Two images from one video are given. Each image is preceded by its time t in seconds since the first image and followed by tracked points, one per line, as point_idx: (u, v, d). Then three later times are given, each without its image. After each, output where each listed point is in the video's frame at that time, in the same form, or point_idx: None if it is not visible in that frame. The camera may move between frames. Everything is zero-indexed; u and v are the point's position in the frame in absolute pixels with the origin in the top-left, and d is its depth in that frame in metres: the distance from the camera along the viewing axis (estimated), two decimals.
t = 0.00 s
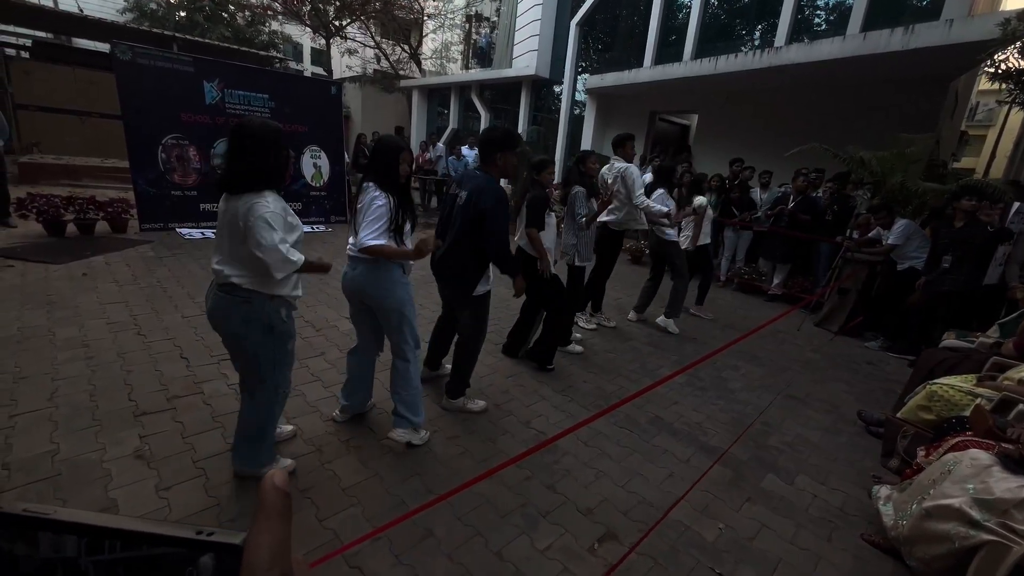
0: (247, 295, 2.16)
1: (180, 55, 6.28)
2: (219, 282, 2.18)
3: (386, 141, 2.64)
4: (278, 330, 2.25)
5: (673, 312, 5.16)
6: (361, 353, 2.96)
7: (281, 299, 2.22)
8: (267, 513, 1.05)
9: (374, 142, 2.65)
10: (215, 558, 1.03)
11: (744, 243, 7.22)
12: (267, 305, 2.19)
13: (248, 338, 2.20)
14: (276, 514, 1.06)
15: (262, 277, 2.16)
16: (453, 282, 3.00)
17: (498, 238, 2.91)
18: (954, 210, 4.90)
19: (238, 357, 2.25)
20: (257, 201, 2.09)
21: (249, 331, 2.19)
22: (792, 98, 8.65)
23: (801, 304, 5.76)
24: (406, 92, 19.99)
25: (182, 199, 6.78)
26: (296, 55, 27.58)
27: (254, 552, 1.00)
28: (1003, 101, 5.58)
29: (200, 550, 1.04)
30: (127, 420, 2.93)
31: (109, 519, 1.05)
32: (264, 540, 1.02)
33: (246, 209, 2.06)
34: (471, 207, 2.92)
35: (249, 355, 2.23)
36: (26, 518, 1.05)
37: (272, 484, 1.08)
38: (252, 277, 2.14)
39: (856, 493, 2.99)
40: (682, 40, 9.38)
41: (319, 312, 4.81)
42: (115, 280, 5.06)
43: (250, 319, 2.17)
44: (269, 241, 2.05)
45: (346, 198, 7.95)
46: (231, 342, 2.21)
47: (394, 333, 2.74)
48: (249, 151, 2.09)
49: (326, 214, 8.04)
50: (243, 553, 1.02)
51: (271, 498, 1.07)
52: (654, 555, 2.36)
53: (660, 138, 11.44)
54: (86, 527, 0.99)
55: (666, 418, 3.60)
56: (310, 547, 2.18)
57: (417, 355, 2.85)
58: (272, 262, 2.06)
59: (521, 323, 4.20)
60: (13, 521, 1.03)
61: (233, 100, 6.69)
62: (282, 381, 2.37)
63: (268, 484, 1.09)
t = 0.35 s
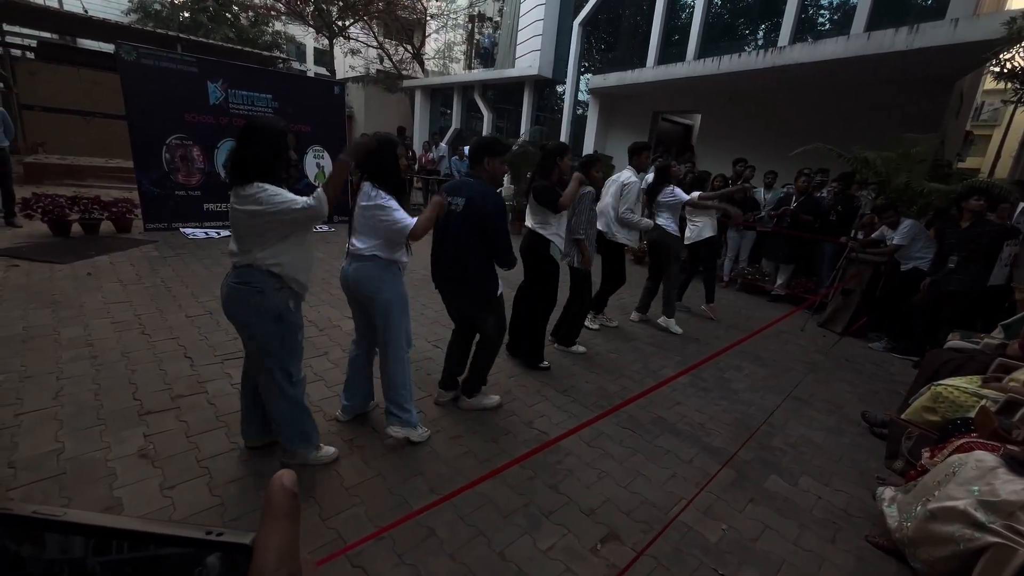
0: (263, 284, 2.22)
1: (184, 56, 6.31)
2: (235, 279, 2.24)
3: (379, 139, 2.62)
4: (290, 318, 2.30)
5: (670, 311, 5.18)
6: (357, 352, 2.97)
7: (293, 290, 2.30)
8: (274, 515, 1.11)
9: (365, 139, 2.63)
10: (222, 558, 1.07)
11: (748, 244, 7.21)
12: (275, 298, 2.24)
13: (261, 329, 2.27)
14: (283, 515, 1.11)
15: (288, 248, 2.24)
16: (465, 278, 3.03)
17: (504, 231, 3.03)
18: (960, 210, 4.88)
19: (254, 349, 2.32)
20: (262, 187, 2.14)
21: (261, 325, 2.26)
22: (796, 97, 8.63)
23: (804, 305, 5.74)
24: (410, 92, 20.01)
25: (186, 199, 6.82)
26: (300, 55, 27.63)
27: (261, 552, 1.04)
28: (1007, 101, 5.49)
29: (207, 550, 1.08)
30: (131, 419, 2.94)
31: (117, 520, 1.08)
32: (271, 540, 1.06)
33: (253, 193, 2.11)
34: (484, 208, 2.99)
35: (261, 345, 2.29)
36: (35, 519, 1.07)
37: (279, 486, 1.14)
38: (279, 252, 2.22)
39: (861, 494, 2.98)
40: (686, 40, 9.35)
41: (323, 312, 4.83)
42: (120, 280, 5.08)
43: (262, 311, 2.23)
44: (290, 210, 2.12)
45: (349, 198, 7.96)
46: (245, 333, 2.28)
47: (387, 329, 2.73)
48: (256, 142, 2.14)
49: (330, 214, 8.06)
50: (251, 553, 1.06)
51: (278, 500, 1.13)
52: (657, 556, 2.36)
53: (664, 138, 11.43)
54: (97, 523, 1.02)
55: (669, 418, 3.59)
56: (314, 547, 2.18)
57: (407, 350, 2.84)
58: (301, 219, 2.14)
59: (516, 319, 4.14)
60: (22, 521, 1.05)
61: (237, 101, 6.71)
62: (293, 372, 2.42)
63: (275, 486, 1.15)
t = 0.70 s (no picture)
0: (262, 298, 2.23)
1: (187, 57, 6.33)
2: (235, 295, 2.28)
3: (371, 145, 2.66)
4: (298, 328, 2.31)
5: (657, 310, 5.24)
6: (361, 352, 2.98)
7: (297, 305, 2.29)
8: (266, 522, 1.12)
9: (358, 146, 2.67)
10: (213, 562, 1.12)
11: (750, 244, 7.18)
12: (274, 312, 2.25)
13: (269, 334, 2.28)
14: (277, 522, 1.12)
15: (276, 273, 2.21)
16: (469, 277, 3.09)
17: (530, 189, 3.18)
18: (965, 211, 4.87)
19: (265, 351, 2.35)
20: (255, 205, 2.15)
21: (270, 334, 2.28)
22: (799, 97, 8.60)
23: (808, 305, 5.72)
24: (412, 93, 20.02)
25: (189, 199, 6.85)
26: (302, 55, 27.67)
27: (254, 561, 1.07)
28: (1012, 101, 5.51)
29: (196, 556, 1.12)
30: (134, 419, 2.95)
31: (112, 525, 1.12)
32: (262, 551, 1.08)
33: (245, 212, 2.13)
34: (513, 186, 3.13)
35: (271, 349, 2.32)
36: (34, 524, 1.11)
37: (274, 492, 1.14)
38: (265, 277, 2.20)
39: (863, 495, 2.97)
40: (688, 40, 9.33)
41: (325, 312, 4.84)
42: (123, 280, 5.11)
43: (268, 318, 2.25)
44: (271, 235, 2.09)
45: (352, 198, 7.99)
46: (255, 338, 2.31)
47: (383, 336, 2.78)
48: (245, 158, 2.12)
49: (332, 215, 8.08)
50: (244, 559, 1.09)
51: (272, 508, 1.13)
52: (660, 557, 2.35)
53: (666, 138, 11.41)
54: (92, 527, 1.07)
55: (671, 418, 3.59)
56: (315, 548, 2.18)
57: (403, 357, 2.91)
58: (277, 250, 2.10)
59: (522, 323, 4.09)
60: (20, 526, 1.09)
61: (240, 101, 6.73)
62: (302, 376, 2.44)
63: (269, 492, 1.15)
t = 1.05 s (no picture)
0: (271, 294, 2.23)
1: (190, 58, 6.35)
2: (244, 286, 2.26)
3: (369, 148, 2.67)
4: (304, 322, 2.31)
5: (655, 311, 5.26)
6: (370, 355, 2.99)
7: (309, 291, 2.32)
8: (266, 519, 1.08)
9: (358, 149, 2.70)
10: (217, 561, 1.04)
11: (753, 244, 7.21)
12: (287, 300, 2.25)
13: (277, 329, 2.28)
14: (275, 520, 1.08)
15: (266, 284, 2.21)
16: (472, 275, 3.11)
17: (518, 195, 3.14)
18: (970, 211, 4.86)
19: (270, 347, 2.34)
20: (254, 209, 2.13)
21: (279, 327, 2.28)
22: (802, 97, 8.58)
23: (811, 306, 5.71)
24: (414, 94, 20.05)
25: (193, 200, 6.88)
26: (305, 57, 27.76)
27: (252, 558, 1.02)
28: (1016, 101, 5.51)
29: (201, 554, 1.05)
30: (138, 420, 2.96)
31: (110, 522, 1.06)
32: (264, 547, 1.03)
33: (243, 217, 2.11)
34: (507, 195, 3.14)
35: (277, 346, 2.32)
36: (31, 521, 1.06)
37: (272, 490, 1.11)
38: (259, 286, 2.22)
39: (867, 497, 2.95)
40: (691, 40, 9.32)
41: (327, 312, 4.85)
42: (127, 281, 5.13)
43: (277, 311, 2.25)
44: (259, 253, 2.08)
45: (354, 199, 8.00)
46: (263, 333, 2.30)
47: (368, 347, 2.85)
48: (240, 157, 2.09)
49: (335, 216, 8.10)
50: (244, 558, 1.04)
51: (270, 505, 1.10)
52: (663, 558, 2.34)
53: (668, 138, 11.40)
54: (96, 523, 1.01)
55: (674, 419, 3.58)
56: (319, 548, 2.19)
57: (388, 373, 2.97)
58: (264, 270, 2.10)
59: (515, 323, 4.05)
60: (22, 522, 1.04)
61: (242, 103, 6.74)
62: (308, 372, 2.43)
63: (268, 489, 1.11)
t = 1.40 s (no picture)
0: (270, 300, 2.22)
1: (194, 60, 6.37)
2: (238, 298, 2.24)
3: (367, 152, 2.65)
4: (305, 326, 2.31)
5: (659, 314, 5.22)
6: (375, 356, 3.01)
7: (308, 299, 2.31)
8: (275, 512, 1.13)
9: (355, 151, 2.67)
10: (225, 558, 1.04)
11: (756, 246, 7.20)
12: (285, 307, 2.25)
13: (279, 333, 2.27)
14: (281, 517, 1.13)
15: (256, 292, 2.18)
16: (475, 277, 3.13)
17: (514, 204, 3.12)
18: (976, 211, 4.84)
19: (271, 352, 2.32)
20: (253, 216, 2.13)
21: (278, 333, 2.27)
22: (805, 97, 8.55)
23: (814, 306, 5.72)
24: (417, 95, 20.10)
25: (196, 201, 6.90)
26: (309, 58, 27.88)
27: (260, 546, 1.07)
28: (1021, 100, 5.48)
29: (207, 552, 1.05)
30: (142, 420, 2.97)
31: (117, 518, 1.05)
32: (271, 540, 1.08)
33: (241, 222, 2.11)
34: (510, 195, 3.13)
35: (279, 351, 2.31)
36: (35, 518, 1.03)
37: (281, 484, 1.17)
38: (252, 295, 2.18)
39: (872, 498, 2.94)
40: (693, 40, 9.31)
41: (330, 312, 4.86)
42: (131, 281, 5.15)
43: (279, 316, 2.24)
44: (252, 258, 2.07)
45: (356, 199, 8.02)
46: (263, 339, 2.29)
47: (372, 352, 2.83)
48: (246, 157, 2.11)
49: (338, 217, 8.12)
50: (251, 554, 1.06)
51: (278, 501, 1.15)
52: (665, 559, 2.34)
53: (671, 138, 11.39)
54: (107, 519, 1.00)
55: (676, 420, 3.57)
56: (322, 547, 2.19)
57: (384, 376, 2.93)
58: (253, 277, 2.08)
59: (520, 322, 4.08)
60: (27, 519, 1.01)
61: (246, 104, 6.77)
62: (310, 377, 2.43)
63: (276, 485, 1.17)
